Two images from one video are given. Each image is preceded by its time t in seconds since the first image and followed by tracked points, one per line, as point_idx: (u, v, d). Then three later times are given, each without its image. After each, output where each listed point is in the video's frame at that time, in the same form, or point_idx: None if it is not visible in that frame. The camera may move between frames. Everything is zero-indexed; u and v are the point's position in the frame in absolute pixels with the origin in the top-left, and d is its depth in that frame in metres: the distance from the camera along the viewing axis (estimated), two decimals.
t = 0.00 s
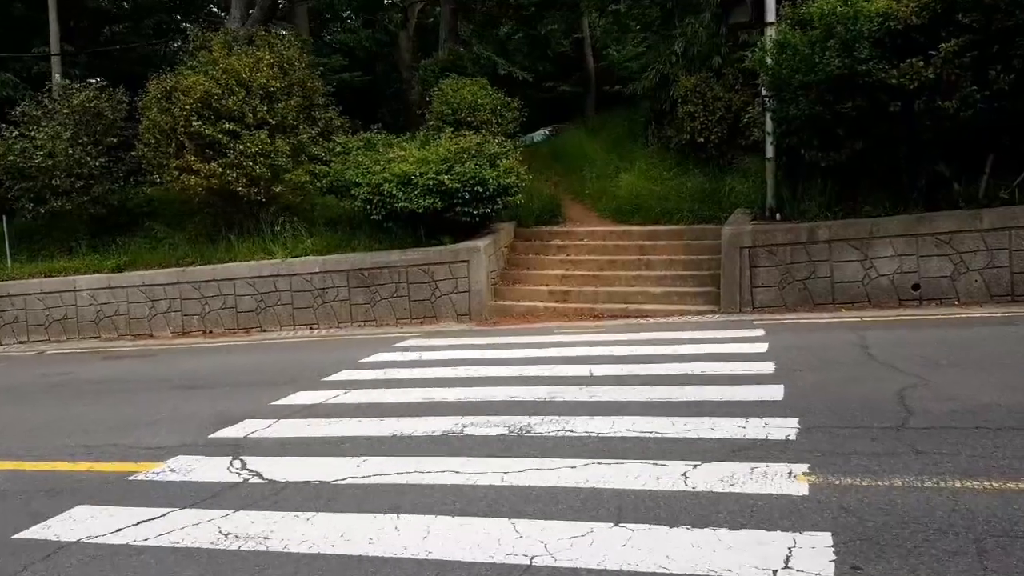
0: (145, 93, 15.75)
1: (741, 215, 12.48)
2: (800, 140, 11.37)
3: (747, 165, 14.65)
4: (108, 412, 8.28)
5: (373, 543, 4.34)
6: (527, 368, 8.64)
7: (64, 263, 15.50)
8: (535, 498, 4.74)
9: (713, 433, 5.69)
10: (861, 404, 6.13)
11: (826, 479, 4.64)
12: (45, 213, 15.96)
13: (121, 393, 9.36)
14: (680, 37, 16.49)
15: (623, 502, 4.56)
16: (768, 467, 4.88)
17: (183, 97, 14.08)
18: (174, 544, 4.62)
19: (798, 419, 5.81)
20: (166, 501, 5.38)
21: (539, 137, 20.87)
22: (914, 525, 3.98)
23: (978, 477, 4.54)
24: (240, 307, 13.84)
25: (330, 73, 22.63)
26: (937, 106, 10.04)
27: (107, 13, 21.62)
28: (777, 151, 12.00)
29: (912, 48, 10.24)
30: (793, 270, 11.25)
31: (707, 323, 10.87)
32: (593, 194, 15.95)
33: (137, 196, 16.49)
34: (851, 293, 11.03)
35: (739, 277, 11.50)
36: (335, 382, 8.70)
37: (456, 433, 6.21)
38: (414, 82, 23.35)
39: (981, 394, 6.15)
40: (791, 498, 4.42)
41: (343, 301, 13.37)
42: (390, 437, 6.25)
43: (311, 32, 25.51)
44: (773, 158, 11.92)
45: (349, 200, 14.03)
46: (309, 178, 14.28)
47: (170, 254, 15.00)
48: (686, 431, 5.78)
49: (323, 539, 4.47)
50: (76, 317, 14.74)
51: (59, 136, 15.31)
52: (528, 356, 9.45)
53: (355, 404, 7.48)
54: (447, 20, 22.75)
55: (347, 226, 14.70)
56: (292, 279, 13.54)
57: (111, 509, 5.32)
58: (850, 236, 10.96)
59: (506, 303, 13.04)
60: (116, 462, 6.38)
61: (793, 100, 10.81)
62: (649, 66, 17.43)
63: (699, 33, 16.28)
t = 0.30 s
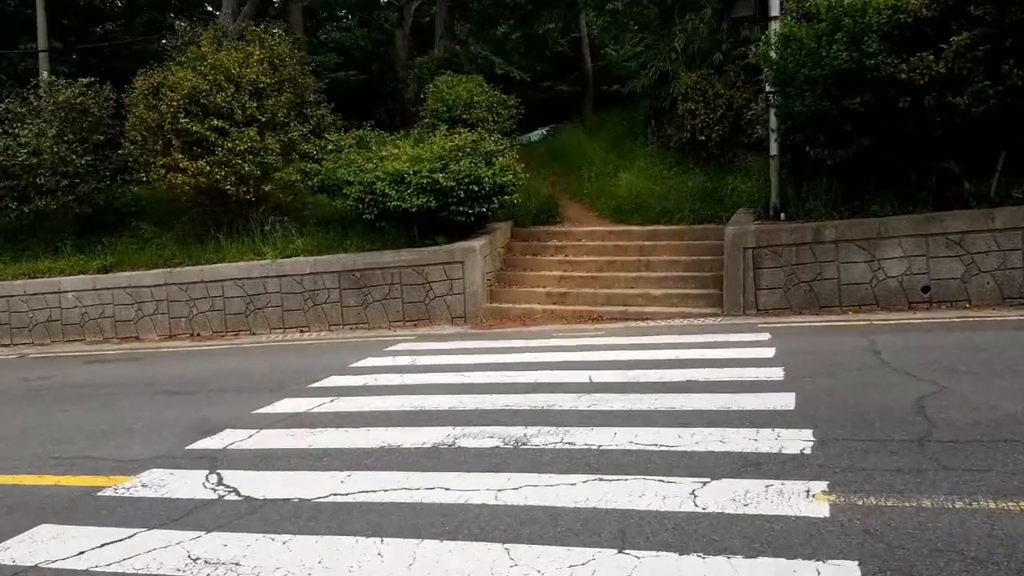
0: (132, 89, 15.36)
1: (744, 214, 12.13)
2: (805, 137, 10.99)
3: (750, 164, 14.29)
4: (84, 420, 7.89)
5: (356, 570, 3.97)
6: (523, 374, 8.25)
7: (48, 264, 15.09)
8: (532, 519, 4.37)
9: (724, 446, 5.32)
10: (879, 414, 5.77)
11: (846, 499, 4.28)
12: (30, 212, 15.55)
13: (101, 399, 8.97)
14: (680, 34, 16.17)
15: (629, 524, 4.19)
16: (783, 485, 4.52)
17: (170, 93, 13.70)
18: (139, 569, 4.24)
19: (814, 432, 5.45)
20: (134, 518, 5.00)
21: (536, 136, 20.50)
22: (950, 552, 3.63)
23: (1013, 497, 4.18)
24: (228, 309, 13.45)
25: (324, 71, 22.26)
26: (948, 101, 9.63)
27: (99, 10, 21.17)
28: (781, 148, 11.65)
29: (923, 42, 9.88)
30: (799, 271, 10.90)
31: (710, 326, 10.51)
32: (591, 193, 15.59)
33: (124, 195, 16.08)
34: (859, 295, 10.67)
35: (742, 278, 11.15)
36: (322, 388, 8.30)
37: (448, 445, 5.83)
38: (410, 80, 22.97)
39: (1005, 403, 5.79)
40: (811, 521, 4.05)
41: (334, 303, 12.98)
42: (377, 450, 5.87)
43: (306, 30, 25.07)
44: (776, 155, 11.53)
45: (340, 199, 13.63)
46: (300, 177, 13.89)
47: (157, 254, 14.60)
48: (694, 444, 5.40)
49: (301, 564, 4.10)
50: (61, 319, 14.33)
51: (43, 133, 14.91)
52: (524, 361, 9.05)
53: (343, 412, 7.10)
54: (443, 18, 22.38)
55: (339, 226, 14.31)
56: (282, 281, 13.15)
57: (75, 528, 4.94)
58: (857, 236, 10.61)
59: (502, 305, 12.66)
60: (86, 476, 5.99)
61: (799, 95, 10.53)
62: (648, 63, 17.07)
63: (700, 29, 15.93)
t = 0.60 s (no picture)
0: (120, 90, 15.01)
1: (747, 219, 11.81)
2: (812, 139, 10.67)
3: (753, 167, 13.97)
4: (61, 436, 7.54)
5: None
6: (520, 387, 7.91)
7: (33, 269, 14.71)
8: (531, 555, 4.04)
9: (734, 471, 5.02)
10: (898, 435, 5.44)
11: (871, 533, 3.94)
12: (15, 216, 15.18)
13: (80, 413, 8.61)
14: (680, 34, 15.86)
15: (638, 561, 3.86)
16: (801, 517, 4.19)
17: (158, 94, 13.35)
18: None
19: (829, 456, 5.12)
20: (103, 549, 4.64)
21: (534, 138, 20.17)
22: None
23: None
24: (218, 316, 13.12)
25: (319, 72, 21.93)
26: (960, 103, 9.29)
27: (91, 9, 20.78)
28: (786, 151, 11.32)
29: (934, 42, 9.54)
30: (804, 278, 10.58)
31: (713, 335, 10.19)
32: (590, 197, 15.25)
33: (112, 199, 15.71)
34: (866, 303, 10.36)
35: (746, 285, 10.84)
36: (310, 402, 7.95)
37: (441, 467, 5.49)
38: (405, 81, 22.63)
39: None
40: (836, 560, 3.72)
41: (326, 310, 12.65)
42: (366, 472, 5.52)
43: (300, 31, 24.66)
44: (781, 159, 11.20)
45: (333, 203, 13.29)
46: (291, 180, 13.56)
47: (145, 259, 14.25)
48: (703, 468, 5.10)
49: None
50: (46, 326, 13.98)
51: (29, 135, 14.55)
52: (521, 372, 8.71)
53: (330, 429, 6.76)
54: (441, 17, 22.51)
55: (331, 231, 13.97)
56: (273, 287, 12.82)
57: (37, 560, 4.56)
58: (865, 242, 10.31)
59: (499, 312, 12.34)
60: (55, 499, 5.63)
61: (804, 96, 10.17)
62: (648, 64, 16.74)
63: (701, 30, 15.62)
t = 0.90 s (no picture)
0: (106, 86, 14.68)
1: (751, 219, 11.53)
2: (818, 136, 10.41)
3: (755, 166, 13.68)
4: (38, 446, 7.22)
5: None
6: (518, 393, 7.61)
7: (16, 270, 14.34)
8: None
9: (747, 484, 4.74)
10: (918, 444, 5.15)
11: (900, 555, 3.67)
12: None
13: (61, 420, 8.31)
14: (681, 31, 15.60)
15: None
16: (824, 536, 3.92)
17: (144, 89, 13.11)
18: None
19: (847, 468, 4.84)
20: (75, 571, 4.33)
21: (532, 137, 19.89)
22: None
23: None
24: (206, 318, 12.81)
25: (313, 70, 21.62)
26: (969, 99, 9.00)
27: (82, 6, 20.32)
28: (790, 149, 11.08)
29: (944, 36, 9.22)
30: (810, 278, 10.31)
31: (717, 337, 9.91)
32: (589, 196, 14.97)
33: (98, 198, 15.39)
34: (873, 304, 10.08)
35: (750, 285, 10.57)
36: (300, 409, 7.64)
37: (435, 481, 5.20)
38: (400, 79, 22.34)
39: None
40: None
41: (318, 312, 12.37)
42: (356, 487, 5.25)
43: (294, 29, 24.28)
44: (787, 157, 10.96)
45: (326, 202, 12.97)
46: (282, 178, 13.33)
47: (132, 260, 13.95)
48: (714, 481, 4.83)
49: None
50: (28, 329, 13.62)
51: (12, 132, 14.21)
52: (519, 377, 8.41)
53: (321, 438, 6.47)
54: (435, 14, 22.70)
55: (324, 230, 13.67)
56: (263, 289, 12.56)
57: None
58: (872, 242, 10.05)
59: (497, 314, 12.06)
60: (28, 516, 5.32)
61: (811, 92, 9.95)
62: (648, 62, 16.45)
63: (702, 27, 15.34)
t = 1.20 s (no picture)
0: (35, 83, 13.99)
1: (708, 223, 11.38)
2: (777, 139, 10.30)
3: (713, 169, 13.56)
4: None
5: None
6: (474, 408, 7.28)
7: None
8: None
9: (717, 507, 4.48)
10: (890, 459, 4.95)
11: None
12: None
13: None
14: (637, 32, 15.45)
15: None
16: (801, 568, 3.67)
17: (75, 85, 12.72)
18: None
19: (820, 488, 4.61)
20: None
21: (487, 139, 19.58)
22: None
23: None
24: (142, 328, 12.52)
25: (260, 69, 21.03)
26: (928, 102, 8.98)
27: None
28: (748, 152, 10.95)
29: (902, 39, 9.19)
30: (768, 283, 10.18)
31: (676, 344, 9.71)
32: (545, 199, 14.72)
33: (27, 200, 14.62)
34: (831, 309, 9.98)
35: (709, 290, 10.39)
36: (241, 437, 7.26)
37: (382, 508, 4.98)
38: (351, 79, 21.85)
39: None
40: None
41: (260, 320, 12.14)
42: (299, 526, 4.87)
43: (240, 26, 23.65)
44: (743, 160, 10.85)
45: (271, 205, 12.50)
46: (223, 180, 13.01)
47: (63, 267, 13.32)
48: (682, 505, 4.56)
49: None
50: None
51: None
52: (475, 390, 8.06)
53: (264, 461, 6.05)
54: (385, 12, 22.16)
55: (270, 233, 13.18)
56: (202, 296, 12.29)
57: None
58: (831, 246, 9.94)
59: (451, 321, 11.74)
60: None
61: (770, 95, 9.83)
62: (604, 64, 16.28)
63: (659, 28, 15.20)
